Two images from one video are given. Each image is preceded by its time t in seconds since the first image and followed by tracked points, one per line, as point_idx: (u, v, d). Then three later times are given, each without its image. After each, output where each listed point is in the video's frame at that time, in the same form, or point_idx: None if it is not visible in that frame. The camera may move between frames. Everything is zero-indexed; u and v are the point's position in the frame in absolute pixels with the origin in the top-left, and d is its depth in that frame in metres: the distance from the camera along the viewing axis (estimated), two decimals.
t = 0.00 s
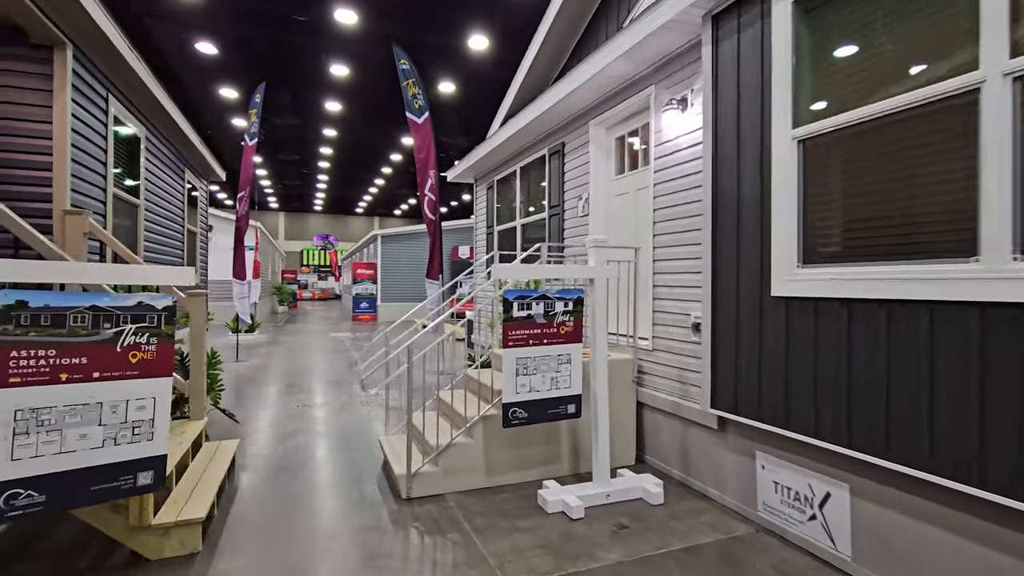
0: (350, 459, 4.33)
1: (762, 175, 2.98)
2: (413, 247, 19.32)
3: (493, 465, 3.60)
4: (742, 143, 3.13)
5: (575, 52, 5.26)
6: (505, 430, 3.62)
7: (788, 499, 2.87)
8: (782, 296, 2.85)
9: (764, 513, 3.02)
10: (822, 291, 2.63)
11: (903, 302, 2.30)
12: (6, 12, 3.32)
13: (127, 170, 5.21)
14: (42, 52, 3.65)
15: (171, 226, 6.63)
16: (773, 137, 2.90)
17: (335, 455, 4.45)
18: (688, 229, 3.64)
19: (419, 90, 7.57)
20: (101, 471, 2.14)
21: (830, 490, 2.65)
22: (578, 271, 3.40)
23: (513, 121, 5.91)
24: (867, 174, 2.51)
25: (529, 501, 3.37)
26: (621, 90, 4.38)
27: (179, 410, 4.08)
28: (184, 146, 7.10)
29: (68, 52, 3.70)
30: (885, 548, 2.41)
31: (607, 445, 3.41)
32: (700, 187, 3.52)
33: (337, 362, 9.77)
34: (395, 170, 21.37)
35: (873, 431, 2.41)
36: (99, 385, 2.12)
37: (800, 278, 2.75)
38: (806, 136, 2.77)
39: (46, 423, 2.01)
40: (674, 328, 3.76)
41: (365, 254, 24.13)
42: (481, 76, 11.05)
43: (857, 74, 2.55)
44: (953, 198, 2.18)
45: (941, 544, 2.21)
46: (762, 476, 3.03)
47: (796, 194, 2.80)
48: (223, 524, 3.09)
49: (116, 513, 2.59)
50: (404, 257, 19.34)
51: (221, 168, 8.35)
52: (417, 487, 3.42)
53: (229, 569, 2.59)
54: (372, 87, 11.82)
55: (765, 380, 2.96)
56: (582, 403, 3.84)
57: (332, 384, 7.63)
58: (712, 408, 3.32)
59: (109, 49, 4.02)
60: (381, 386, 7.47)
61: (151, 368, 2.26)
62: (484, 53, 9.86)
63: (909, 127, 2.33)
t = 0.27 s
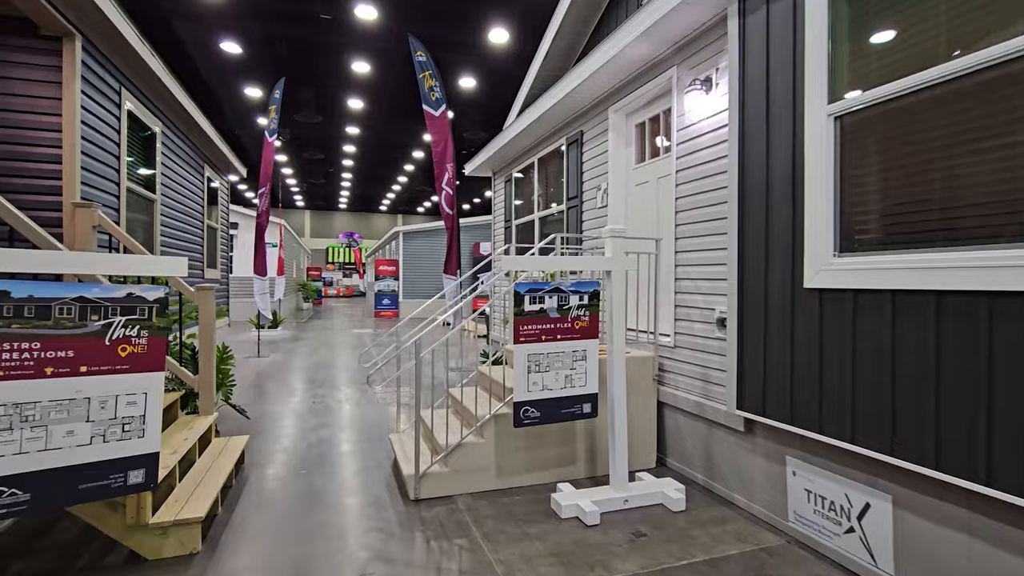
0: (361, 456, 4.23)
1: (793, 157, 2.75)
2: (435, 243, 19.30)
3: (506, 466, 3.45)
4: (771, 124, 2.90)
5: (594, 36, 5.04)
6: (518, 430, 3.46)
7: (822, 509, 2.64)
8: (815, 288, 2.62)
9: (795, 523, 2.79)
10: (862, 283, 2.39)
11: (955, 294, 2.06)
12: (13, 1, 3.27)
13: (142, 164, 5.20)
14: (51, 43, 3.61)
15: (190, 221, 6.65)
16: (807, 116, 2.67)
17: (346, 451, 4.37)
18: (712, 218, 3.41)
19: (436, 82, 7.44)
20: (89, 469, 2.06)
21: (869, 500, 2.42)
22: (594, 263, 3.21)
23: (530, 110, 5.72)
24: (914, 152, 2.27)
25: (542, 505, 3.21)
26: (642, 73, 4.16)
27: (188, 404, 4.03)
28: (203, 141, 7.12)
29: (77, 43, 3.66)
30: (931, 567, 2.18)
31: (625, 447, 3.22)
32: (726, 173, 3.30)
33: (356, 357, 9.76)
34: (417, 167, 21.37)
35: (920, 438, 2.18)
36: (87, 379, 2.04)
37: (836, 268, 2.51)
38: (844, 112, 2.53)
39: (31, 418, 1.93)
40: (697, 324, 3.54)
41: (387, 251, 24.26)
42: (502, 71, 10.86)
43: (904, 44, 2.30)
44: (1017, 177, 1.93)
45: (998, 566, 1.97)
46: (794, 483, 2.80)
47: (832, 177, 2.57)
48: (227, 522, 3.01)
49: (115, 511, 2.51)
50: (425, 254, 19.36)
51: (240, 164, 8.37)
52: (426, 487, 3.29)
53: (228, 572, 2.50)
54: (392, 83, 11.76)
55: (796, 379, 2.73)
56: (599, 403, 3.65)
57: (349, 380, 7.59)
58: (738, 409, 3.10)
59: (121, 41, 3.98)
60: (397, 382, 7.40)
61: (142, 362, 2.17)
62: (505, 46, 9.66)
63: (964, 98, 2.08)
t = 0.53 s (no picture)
0: (369, 457, 4.15)
1: (822, 144, 2.53)
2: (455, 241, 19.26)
3: (514, 473, 3.31)
4: (798, 109, 2.68)
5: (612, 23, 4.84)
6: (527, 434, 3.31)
7: (855, 528, 2.42)
8: (846, 286, 2.40)
9: (825, 542, 2.58)
10: (899, 281, 2.17)
11: (1010, 294, 1.83)
12: None
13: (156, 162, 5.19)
14: (57, 40, 3.58)
15: (206, 220, 6.67)
16: (838, 99, 2.45)
17: (354, 452, 4.29)
18: (734, 212, 3.21)
19: (451, 76, 7.31)
20: (73, 475, 1.98)
21: (908, 521, 2.20)
22: (607, 259, 3.03)
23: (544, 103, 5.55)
24: (961, 136, 2.04)
25: (551, 515, 3.05)
26: (660, 60, 3.95)
27: (196, 402, 3.99)
28: (220, 140, 7.14)
29: (82, 40, 3.62)
30: None
31: (640, 455, 3.04)
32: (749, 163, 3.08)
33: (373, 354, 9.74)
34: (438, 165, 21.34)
35: (966, 454, 1.96)
36: (69, 382, 1.96)
37: (870, 264, 2.29)
38: (879, 93, 2.31)
39: (10, 423, 1.85)
40: (717, 325, 3.33)
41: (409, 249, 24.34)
42: (521, 66, 10.69)
43: (949, 17, 2.07)
44: None
45: None
46: (822, 498, 2.59)
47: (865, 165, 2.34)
48: (227, 526, 2.93)
49: (109, 517, 2.44)
50: (446, 251, 19.34)
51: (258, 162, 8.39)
52: (432, 493, 3.16)
53: None
54: (411, 81, 11.69)
55: (825, 386, 2.52)
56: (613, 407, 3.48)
57: (364, 377, 7.54)
58: (762, 417, 2.89)
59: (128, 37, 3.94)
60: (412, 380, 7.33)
61: (128, 364, 2.09)
62: (525, 41, 9.46)
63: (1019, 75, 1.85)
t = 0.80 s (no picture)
0: (376, 458, 4.07)
1: (850, 129, 2.34)
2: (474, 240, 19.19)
3: (521, 478, 3.18)
4: (823, 91, 2.48)
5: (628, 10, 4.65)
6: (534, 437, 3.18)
7: (887, 546, 2.23)
8: (876, 283, 2.20)
9: (853, 560, 2.38)
10: (936, 277, 1.98)
11: None
12: None
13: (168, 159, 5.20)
14: (64, 36, 3.57)
15: (221, 218, 6.69)
16: (868, 79, 2.25)
17: (361, 452, 4.21)
18: (754, 204, 3.02)
19: (464, 71, 7.18)
20: (56, 477, 1.92)
21: (945, 540, 2.00)
22: (617, 255, 2.87)
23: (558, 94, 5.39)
24: (1008, 115, 1.83)
25: (559, 522, 2.91)
26: (677, 45, 3.76)
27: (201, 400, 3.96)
28: (235, 138, 7.16)
29: (88, 36, 3.61)
30: None
31: (652, 461, 2.88)
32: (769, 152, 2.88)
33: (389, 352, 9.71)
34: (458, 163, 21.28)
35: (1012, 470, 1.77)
36: (50, 381, 1.89)
37: (903, 258, 2.09)
38: (915, 71, 2.11)
39: None
40: (736, 324, 3.15)
41: (428, 247, 24.38)
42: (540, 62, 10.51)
43: None
44: None
45: None
46: (850, 512, 2.40)
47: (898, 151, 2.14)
48: (225, 528, 2.87)
49: (102, 518, 2.39)
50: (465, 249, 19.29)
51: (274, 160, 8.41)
52: (435, 498, 3.05)
53: None
54: (428, 79, 11.63)
55: (851, 391, 2.32)
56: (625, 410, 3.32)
57: (378, 376, 7.50)
58: (783, 423, 2.70)
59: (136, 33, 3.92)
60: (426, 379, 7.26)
61: (113, 363, 2.02)
62: (543, 36, 9.29)
63: None
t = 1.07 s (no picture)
0: (380, 456, 3.98)
1: (876, 107, 2.14)
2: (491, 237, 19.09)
3: (523, 480, 3.05)
4: (846, 67, 2.29)
5: None
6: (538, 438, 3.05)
7: (916, 562, 2.04)
8: (904, 275, 2.01)
9: None
10: (972, 268, 1.78)
11: None
12: None
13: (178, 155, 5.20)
14: (67, 30, 3.55)
15: (234, 214, 6.70)
16: (896, 52, 2.06)
17: (366, 449, 4.14)
18: (771, 192, 2.83)
19: (477, 63, 7.03)
20: (29, 475, 1.86)
21: (982, 560, 1.81)
22: (623, 247, 2.71)
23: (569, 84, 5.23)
24: None
25: (562, 527, 2.78)
26: (691, 28, 3.57)
27: (204, 395, 3.93)
28: (249, 135, 7.17)
29: (91, 29, 3.57)
30: None
31: (661, 465, 2.72)
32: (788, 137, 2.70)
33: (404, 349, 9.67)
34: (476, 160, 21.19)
35: None
36: (26, 375, 1.84)
37: (934, 247, 1.90)
38: (948, 38, 1.91)
39: None
40: (752, 320, 2.96)
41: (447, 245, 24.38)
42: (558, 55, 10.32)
43: None
44: None
45: None
46: (874, 524, 2.21)
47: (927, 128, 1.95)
48: (220, 527, 2.81)
49: (91, 516, 2.35)
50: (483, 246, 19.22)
51: (289, 157, 8.41)
52: (435, 499, 2.94)
53: None
54: (445, 75, 11.54)
55: (876, 393, 2.14)
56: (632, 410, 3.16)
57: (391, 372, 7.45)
58: (802, 427, 2.52)
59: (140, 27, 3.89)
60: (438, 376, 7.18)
61: (92, 357, 1.95)
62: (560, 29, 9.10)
63: None
